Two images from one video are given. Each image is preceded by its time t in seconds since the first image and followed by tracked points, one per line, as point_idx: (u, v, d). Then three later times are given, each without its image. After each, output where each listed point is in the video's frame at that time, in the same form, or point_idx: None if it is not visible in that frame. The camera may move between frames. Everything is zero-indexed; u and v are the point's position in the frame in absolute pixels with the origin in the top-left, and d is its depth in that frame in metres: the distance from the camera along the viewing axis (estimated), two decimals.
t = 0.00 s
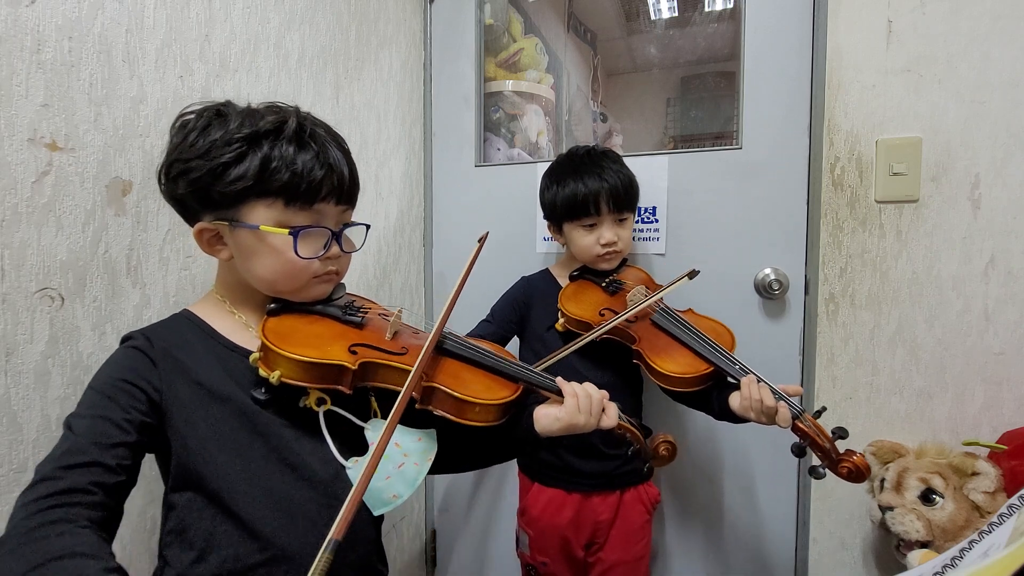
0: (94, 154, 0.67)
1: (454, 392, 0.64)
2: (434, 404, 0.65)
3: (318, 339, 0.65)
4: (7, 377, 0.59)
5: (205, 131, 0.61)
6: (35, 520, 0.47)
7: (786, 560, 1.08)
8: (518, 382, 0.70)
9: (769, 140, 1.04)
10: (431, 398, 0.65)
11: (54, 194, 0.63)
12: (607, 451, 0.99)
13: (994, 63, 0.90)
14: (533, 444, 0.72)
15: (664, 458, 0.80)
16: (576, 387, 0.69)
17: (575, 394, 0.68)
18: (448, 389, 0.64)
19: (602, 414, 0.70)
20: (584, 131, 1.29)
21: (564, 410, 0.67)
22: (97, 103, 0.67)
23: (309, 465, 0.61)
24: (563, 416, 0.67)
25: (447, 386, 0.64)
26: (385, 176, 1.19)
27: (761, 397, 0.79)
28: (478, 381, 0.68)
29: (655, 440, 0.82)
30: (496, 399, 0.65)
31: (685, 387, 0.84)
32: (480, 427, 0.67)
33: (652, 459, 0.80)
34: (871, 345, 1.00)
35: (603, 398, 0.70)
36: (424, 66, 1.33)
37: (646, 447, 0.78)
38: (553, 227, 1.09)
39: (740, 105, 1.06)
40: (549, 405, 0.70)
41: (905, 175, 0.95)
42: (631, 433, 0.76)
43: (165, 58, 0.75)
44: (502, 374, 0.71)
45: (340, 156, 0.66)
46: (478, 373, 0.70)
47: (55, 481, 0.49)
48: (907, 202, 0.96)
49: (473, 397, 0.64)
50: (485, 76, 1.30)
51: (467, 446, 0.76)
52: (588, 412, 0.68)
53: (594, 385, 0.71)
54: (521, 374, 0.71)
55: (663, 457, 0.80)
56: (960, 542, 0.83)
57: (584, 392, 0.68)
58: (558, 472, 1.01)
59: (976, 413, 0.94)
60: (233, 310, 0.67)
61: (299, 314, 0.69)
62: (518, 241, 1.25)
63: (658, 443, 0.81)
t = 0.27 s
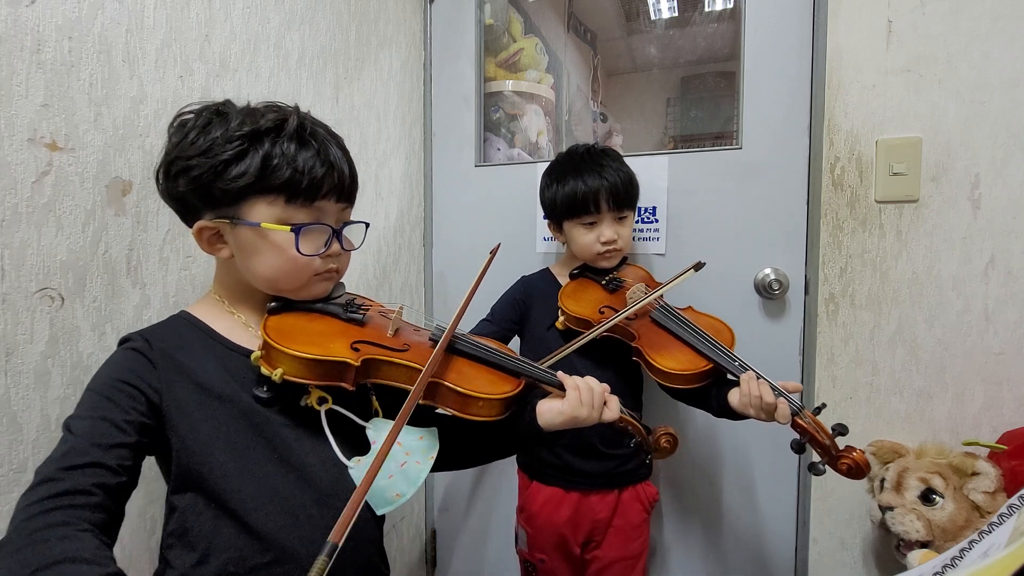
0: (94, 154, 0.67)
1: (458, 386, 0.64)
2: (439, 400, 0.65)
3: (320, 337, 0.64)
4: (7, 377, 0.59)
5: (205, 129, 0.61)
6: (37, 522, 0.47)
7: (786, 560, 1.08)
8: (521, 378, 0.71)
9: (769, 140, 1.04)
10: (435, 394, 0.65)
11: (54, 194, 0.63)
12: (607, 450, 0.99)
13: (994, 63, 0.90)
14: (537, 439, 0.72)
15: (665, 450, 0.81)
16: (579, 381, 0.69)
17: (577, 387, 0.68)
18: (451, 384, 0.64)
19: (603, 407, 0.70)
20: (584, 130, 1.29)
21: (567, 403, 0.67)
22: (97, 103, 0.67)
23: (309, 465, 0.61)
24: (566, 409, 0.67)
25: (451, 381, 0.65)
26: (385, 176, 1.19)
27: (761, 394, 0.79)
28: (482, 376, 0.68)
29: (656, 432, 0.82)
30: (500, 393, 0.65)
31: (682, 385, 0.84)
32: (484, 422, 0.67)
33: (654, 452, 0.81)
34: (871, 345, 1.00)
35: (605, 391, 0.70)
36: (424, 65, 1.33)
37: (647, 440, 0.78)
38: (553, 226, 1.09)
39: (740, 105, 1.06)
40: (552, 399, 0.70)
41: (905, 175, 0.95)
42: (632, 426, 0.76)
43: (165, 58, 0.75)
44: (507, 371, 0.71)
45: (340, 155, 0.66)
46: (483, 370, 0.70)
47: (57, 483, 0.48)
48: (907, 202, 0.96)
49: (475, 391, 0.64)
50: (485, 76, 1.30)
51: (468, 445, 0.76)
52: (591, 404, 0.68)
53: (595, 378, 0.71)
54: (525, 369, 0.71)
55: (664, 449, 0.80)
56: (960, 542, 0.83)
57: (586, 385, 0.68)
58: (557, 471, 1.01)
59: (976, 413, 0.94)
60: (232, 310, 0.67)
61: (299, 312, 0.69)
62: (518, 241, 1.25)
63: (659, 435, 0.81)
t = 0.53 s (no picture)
0: (94, 155, 0.67)
1: (456, 387, 0.64)
2: (438, 402, 0.65)
3: (318, 338, 0.64)
4: (7, 377, 0.59)
5: (200, 130, 0.61)
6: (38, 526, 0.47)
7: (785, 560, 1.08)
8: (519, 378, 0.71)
9: (769, 140, 1.04)
10: (434, 395, 0.65)
11: (54, 194, 0.63)
12: (606, 451, 0.99)
13: (994, 63, 0.90)
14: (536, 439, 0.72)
15: (664, 450, 0.81)
16: (577, 381, 0.69)
17: (576, 387, 0.68)
18: (450, 385, 0.64)
19: (602, 407, 0.70)
20: (584, 130, 1.29)
21: (566, 404, 0.67)
22: (97, 103, 0.67)
23: (309, 465, 0.61)
24: (565, 410, 0.67)
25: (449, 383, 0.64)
26: (385, 176, 1.19)
27: (759, 395, 0.79)
28: (480, 377, 0.68)
29: (655, 432, 0.82)
30: (498, 394, 0.65)
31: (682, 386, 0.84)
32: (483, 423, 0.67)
33: (653, 451, 0.81)
34: (871, 345, 1.00)
35: (604, 392, 0.70)
36: (424, 65, 1.33)
37: (646, 440, 0.78)
38: (552, 226, 1.09)
39: (740, 105, 1.06)
40: (551, 400, 0.70)
41: (905, 175, 0.95)
42: (631, 426, 0.76)
43: (165, 58, 0.75)
44: (505, 371, 0.71)
45: (336, 155, 0.66)
46: (481, 370, 0.70)
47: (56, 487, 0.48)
48: (907, 202, 0.96)
49: (473, 392, 0.64)
50: (485, 76, 1.30)
51: (467, 445, 0.76)
52: (589, 405, 0.68)
53: (594, 379, 0.71)
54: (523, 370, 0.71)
55: (663, 448, 0.81)
56: (960, 542, 0.83)
57: (584, 385, 0.68)
58: (556, 471, 1.01)
59: (976, 413, 0.94)
60: (230, 312, 0.67)
61: (297, 313, 0.69)
62: (518, 241, 1.25)
63: (658, 435, 0.81)
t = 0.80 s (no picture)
0: (94, 155, 0.67)
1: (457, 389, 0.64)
2: (438, 402, 0.65)
3: (319, 340, 0.64)
4: (7, 377, 0.59)
5: (196, 131, 0.61)
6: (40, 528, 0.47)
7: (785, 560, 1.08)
8: (519, 378, 0.71)
9: (769, 140, 1.04)
10: (434, 396, 0.65)
11: (54, 194, 0.63)
12: (606, 451, 0.99)
13: (994, 63, 0.90)
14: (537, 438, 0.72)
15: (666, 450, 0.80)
16: (579, 381, 0.69)
17: (577, 388, 0.68)
18: (450, 386, 0.64)
19: (604, 408, 0.70)
20: (584, 130, 1.28)
21: (568, 404, 0.67)
22: (97, 103, 0.67)
23: (309, 465, 0.61)
24: (567, 411, 0.67)
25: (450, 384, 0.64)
26: (385, 176, 1.19)
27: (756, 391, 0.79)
28: (481, 377, 0.68)
29: (657, 431, 0.80)
30: (499, 395, 0.65)
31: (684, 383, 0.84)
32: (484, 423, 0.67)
33: (654, 451, 0.80)
34: (871, 345, 1.00)
35: (605, 392, 0.70)
36: (424, 65, 1.33)
37: (648, 439, 0.78)
38: (552, 226, 1.09)
39: (740, 106, 1.06)
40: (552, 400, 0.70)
41: (905, 175, 0.95)
42: (632, 426, 0.76)
43: (165, 58, 0.75)
44: (504, 371, 0.71)
45: (334, 154, 0.66)
46: (480, 370, 0.70)
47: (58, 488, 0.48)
48: (907, 202, 0.96)
49: (474, 393, 0.64)
50: (485, 76, 1.30)
51: (467, 446, 0.76)
52: (591, 405, 0.68)
53: (596, 379, 0.71)
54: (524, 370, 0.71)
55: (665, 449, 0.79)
56: (960, 542, 0.83)
57: (586, 385, 0.68)
58: (556, 472, 1.01)
59: (976, 413, 0.94)
60: (230, 313, 0.67)
61: (297, 314, 0.69)
62: (518, 241, 1.25)
63: (659, 434, 0.80)
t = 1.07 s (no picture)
0: (94, 155, 0.67)
1: (458, 391, 0.63)
2: (438, 403, 0.65)
3: (319, 341, 0.64)
4: (7, 377, 0.59)
5: (194, 132, 0.61)
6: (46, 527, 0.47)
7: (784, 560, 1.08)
8: (520, 379, 0.71)
9: (769, 140, 1.04)
10: (434, 398, 0.64)
11: (54, 194, 0.63)
12: (607, 451, 0.99)
13: (994, 63, 0.90)
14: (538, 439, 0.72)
15: (668, 451, 0.80)
16: (581, 382, 0.69)
17: (579, 389, 0.68)
18: (451, 388, 0.63)
19: (606, 409, 0.70)
20: (584, 130, 1.28)
21: (569, 406, 0.67)
22: (97, 103, 0.67)
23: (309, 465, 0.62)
24: (568, 412, 0.67)
25: (450, 386, 0.64)
26: (385, 176, 1.19)
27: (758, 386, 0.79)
28: (481, 378, 0.68)
29: (659, 433, 0.81)
30: (500, 396, 0.65)
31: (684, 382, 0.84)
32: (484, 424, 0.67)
33: (656, 452, 0.80)
34: (871, 345, 1.00)
35: (607, 393, 0.70)
36: (424, 65, 1.33)
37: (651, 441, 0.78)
38: (553, 225, 1.09)
39: (740, 106, 1.06)
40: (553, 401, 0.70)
41: (905, 175, 0.95)
42: (636, 427, 0.76)
43: (165, 58, 0.75)
44: (504, 372, 0.71)
45: (333, 153, 0.66)
46: (479, 371, 0.70)
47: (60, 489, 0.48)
48: (907, 202, 0.96)
49: (475, 395, 0.64)
50: (485, 76, 1.30)
51: (467, 446, 0.76)
52: (593, 407, 0.68)
53: (598, 380, 0.71)
54: (524, 371, 0.71)
55: (667, 450, 0.80)
56: (960, 542, 0.83)
57: (588, 386, 0.68)
58: (556, 472, 1.01)
59: (976, 413, 0.94)
60: (230, 313, 0.67)
61: (297, 316, 0.69)
62: (518, 241, 1.25)
63: (663, 435, 0.81)
